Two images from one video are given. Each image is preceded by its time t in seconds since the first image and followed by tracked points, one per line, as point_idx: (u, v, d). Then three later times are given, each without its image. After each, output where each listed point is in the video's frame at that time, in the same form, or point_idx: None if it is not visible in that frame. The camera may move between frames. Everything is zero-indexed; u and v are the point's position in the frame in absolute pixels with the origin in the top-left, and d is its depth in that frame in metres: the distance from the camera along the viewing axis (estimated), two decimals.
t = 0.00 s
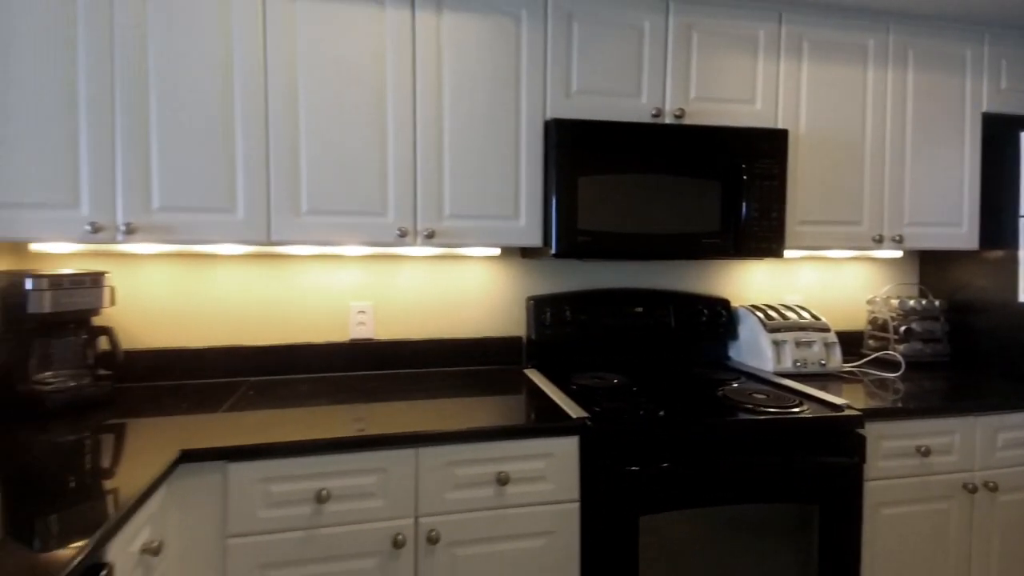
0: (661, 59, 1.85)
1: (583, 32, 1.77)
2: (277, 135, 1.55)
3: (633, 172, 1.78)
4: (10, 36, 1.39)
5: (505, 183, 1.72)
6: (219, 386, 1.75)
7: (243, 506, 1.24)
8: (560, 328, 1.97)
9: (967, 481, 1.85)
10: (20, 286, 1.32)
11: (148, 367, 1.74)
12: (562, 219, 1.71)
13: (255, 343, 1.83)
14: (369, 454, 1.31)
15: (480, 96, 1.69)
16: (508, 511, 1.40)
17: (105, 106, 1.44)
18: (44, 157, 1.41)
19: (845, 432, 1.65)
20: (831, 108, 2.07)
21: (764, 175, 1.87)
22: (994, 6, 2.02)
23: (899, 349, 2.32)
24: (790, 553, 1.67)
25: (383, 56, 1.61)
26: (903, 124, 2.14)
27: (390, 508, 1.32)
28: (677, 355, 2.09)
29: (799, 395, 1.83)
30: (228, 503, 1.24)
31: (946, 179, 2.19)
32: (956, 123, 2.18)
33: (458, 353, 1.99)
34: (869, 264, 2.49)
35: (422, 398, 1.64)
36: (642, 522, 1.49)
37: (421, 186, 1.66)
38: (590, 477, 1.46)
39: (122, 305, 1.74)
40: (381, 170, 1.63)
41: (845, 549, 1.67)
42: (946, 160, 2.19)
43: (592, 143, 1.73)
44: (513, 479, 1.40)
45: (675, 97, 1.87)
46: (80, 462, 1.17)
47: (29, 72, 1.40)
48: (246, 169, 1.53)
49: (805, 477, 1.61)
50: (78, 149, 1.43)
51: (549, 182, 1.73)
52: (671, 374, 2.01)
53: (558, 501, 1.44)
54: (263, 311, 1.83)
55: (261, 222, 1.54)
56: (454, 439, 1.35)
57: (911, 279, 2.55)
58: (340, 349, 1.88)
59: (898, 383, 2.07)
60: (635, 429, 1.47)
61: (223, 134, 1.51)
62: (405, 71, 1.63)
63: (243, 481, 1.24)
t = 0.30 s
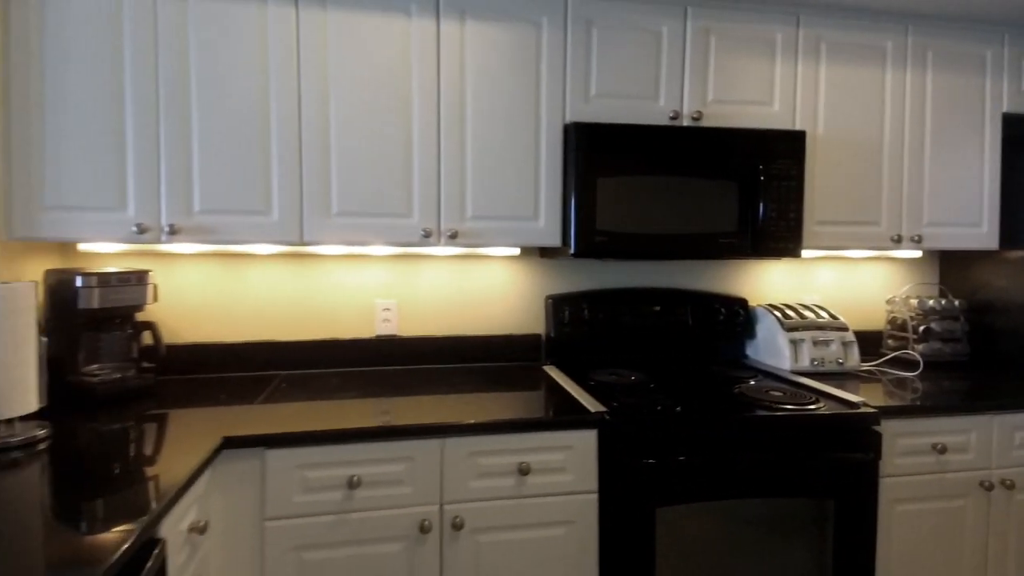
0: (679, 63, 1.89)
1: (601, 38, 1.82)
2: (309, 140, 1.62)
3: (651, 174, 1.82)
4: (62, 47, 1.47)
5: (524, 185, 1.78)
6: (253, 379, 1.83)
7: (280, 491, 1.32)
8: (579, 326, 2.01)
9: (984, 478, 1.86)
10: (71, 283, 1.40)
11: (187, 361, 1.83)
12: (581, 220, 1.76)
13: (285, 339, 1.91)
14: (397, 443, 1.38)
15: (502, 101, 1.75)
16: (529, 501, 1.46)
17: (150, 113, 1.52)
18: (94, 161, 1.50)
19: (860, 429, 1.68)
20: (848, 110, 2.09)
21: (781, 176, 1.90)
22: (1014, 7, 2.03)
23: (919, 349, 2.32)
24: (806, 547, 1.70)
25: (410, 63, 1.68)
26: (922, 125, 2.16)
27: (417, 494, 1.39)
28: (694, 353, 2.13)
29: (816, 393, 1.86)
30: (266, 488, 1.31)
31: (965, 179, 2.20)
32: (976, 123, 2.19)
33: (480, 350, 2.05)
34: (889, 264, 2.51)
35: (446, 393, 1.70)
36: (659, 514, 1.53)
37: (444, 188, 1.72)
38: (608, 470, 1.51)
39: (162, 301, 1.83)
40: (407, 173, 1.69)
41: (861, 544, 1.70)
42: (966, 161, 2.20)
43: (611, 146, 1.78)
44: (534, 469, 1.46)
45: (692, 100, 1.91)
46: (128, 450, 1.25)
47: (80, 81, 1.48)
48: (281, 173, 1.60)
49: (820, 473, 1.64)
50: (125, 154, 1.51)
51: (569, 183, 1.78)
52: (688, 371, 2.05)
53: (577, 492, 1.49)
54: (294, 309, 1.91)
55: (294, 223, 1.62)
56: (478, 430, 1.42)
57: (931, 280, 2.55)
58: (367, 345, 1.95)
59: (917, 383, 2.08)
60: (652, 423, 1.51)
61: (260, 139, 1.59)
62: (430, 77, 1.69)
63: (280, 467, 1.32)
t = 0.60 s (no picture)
0: (691, 68, 1.94)
1: (615, 44, 1.87)
2: (333, 145, 1.68)
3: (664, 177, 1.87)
4: (102, 58, 1.54)
5: (540, 188, 1.83)
6: (278, 375, 1.90)
7: (307, 479, 1.39)
8: (592, 326, 2.07)
9: (993, 476, 1.89)
10: (110, 282, 1.47)
11: (215, 357, 1.91)
12: (595, 222, 1.81)
13: (308, 337, 1.98)
14: (419, 436, 1.44)
15: (518, 106, 1.80)
16: (544, 492, 1.51)
17: (184, 121, 1.59)
18: (131, 167, 1.57)
19: (870, 426, 1.71)
20: (860, 112, 2.12)
21: (793, 178, 1.94)
22: None
23: (931, 349, 2.35)
24: (817, 542, 1.73)
25: (430, 71, 1.74)
26: (933, 127, 2.18)
27: (437, 485, 1.45)
28: (706, 352, 2.16)
29: (826, 391, 1.90)
30: (294, 476, 1.38)
31: (977, 181, 2.22)
32: (988, 125, 2.21)
33: (496, 348, 2.11)
34: (901, 265, 2.53)
35: (464, 389, 1.76)
36: (671, 507, 1.58)
37: (462, 191, 1.78)
38: (621, 464, 1.55)
39: (192, 300, 1.91)
40: (426, 176, 1.75)
41: (871, 540, 1.72)
42: (977, 162, 2.22)
43: (624, 150, 1.83)
44: (550, 462, 1.51)
45: (704, 104, 1.95)
46: (165, 440, 1.31)
47: (118, 90, 1.56)
48: (307, 177, 1.67)
49: (830, 470, 1.68)
50: (161, 160, 1.59)
51: (583, 186, 1.83)
52: (701, 370, 2.09)
53: (591, 485, 1.54)
54: (317, 307, 1.98)
55: (320, 225, 1.68)
56: (495, 424, 1.48)
57: (944, 280, 2.57)
58: (387, 342, 2.01)
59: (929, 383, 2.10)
60: (664, 419, 1.56)
61: (288, 144, 1.65)
62: (449, 84, 1.75)
63: (309, 457, 1.39)
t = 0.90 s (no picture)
0: (700, 71, 1.98)
1: (625, 49, 1.91)
2: (352, 148, 1.74)
3: (673, 178, 1.91)
4: (133, 65, 1.61)
5: (551, 190, 1.88)
6: (297, 370, 1.96)
7: (330, 468, 1.45)
8: (602, 324, 2.11)
9: (998, 472, 1.92)
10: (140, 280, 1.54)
11: (238, 353, 1.98)
12: (605, 222, 1.85)
13: (327, 333, 2.04)
14: (436, 428, 1.50)
15: (531, 110, 1.85)
16: (556, 483, 1.57)
17: (211, 125, 1.66)
18: (160, 169, 1.64)
19: (876, 422, 1.74)
20: (868, 114, 2.15)
21: (801, 179, 1.97)
22: None
23: (938, 347, 2.37)
24: (823, 535, 1.77)
25: (445, 75, 1.79)
26: (940, 129, 2.21)
27: (453, 475, 1.51)
28: (715, 350, 2.20)
29: (833, 388, 1.93)
30: (318, 466, 1.45)
31: (984, 181, 2.25)
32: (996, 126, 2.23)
33: (509, 345, 2.16)
34: (909, 264, 2.56)
35: (479, 385, 1.81)
36: (679, 500, 1.62)
37: (476, 193, 1.83)
38: (631, 457, 1.60)
39: (216, 298, 1.97)
40: (441, 178, 1.81)
41: (878, 533, 1.76)
42: (985, 162, 2.24)
43: (634, 152, 1.87)
44: (561, 454, 1.57)
45: (713, 106, 1.99)
46: (193, 431, 1.37)
47: (148, 96, 1.62)
48: (327, 179, 1.73)
49: (837, 464, 1.71)
50: (188, 162, 1.65)
51: (594, 187, 1.88)
52: (710, 367, 2.13)
53: (602, 477, 1.60)
54: (336, 305, 2.04)
55: (339, 225, 1.74)
56: (509, 418, 1.53)
57: (952, 280, 2.60)
58: (403, 339, 2.07)
59: (937, 381, 2.13)
60: (672, 413, 1.61)
61: (309, 147, 1.71)
62: (463, 88, 1.81)
63: (332, 446, 1.46)
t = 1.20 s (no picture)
0: (706, 76, 2.02)
1: (634, 54, 1.96)
2: (368, 152, 1.80)
3: (680, 181, 1.96)
4: (160, 72, 1.67)
5: (561, 192, 1.93)
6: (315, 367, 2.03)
7: (350, 460, 1.52)
8: (611, 323, 2.15)
9: (1001, 468, 1.95)
10: (167, 280, 1.60)
11: (258, 350, 2.05)
12: (614, 223, 1.90)
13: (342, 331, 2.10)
14: (450, 422, 1.56)
15: (542, 115, 1.90)
16: (566, 477, 1.62)
17: (234, 131, 1.72)
18: (185, 174, 1.70)
19: (880, 420, 1.78)
20: (873, 116, 2.18)
21: (806, 181, 2.01)
22: None
23: (944, 347, 2.40)
24: (827, 530, 1.81)
25: (458, 82, 1.85)
26: (946, 131, 2.23)
27: (467, 468, 1.57)
28: (721, 349, 2.25)
29: (838, 386, 1.97)
30: (339, 458, 1.52)
31: (989, 183, 2.27)
32: (1002, 128, 2.26)
33: (520, 343, 2.21)
34: (915, 265, 2.59)
35: (491, 382, 1.86)
36: (686, 494, 1.66)
37: (488, 195, 1.88)
38: (639, 451, 1.65)
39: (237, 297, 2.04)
40: (454, 181, 1.86)
41: (882, 528, 1.79)
42: (990, 164, 2.26)
43: (642, 155, 1.92)
44: (572, 449, 1.62)
45: (720, 110, 2.04)
46: (218, 424, 1.43)
47: (174, 102, 1.68)
48: (345, 182, 1.79)
49: (841, 460, 1.75)
50: (211, 166, 1.71)
51: (603, 189, 1.93)
52: (716, 365, 2.17)
53: (610, 471, 1.65)
54: (351, 304, 2.10)
55: (355, 227, 1.80)
56: (521, 413, 1.59)
57: (958, 280, 2.62)
58: (416, 337, 2.13)
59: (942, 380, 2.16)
60: (679, 409, 1.65)
61: (327, 151, 1.77)
62: (476, 94, 1.86)
63: (350, 439, 1.52)
